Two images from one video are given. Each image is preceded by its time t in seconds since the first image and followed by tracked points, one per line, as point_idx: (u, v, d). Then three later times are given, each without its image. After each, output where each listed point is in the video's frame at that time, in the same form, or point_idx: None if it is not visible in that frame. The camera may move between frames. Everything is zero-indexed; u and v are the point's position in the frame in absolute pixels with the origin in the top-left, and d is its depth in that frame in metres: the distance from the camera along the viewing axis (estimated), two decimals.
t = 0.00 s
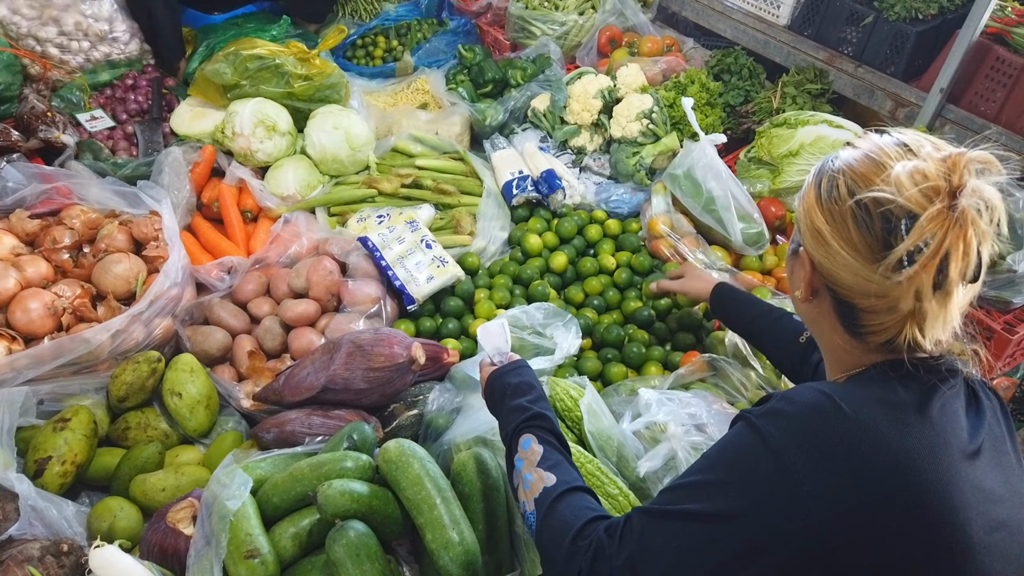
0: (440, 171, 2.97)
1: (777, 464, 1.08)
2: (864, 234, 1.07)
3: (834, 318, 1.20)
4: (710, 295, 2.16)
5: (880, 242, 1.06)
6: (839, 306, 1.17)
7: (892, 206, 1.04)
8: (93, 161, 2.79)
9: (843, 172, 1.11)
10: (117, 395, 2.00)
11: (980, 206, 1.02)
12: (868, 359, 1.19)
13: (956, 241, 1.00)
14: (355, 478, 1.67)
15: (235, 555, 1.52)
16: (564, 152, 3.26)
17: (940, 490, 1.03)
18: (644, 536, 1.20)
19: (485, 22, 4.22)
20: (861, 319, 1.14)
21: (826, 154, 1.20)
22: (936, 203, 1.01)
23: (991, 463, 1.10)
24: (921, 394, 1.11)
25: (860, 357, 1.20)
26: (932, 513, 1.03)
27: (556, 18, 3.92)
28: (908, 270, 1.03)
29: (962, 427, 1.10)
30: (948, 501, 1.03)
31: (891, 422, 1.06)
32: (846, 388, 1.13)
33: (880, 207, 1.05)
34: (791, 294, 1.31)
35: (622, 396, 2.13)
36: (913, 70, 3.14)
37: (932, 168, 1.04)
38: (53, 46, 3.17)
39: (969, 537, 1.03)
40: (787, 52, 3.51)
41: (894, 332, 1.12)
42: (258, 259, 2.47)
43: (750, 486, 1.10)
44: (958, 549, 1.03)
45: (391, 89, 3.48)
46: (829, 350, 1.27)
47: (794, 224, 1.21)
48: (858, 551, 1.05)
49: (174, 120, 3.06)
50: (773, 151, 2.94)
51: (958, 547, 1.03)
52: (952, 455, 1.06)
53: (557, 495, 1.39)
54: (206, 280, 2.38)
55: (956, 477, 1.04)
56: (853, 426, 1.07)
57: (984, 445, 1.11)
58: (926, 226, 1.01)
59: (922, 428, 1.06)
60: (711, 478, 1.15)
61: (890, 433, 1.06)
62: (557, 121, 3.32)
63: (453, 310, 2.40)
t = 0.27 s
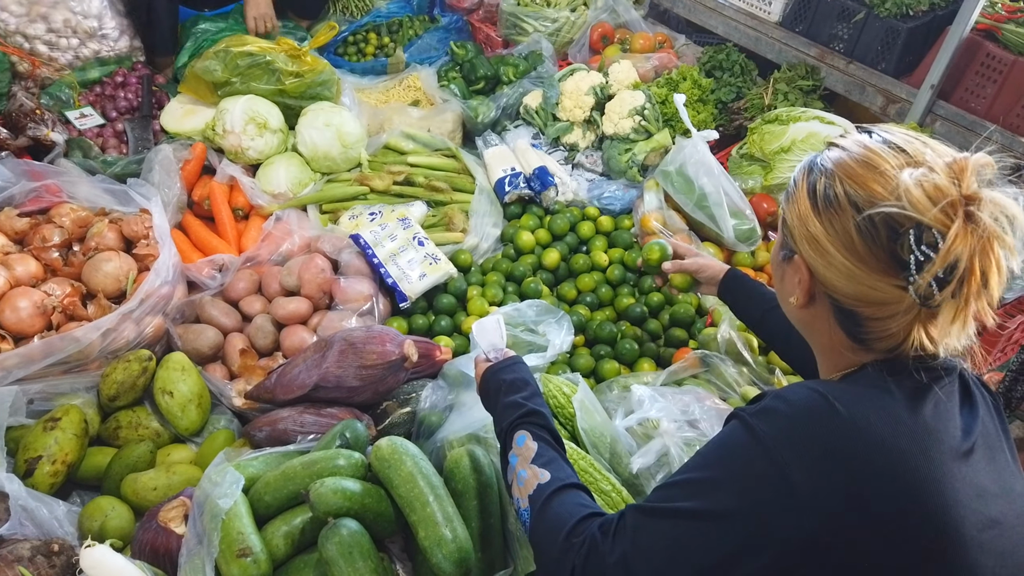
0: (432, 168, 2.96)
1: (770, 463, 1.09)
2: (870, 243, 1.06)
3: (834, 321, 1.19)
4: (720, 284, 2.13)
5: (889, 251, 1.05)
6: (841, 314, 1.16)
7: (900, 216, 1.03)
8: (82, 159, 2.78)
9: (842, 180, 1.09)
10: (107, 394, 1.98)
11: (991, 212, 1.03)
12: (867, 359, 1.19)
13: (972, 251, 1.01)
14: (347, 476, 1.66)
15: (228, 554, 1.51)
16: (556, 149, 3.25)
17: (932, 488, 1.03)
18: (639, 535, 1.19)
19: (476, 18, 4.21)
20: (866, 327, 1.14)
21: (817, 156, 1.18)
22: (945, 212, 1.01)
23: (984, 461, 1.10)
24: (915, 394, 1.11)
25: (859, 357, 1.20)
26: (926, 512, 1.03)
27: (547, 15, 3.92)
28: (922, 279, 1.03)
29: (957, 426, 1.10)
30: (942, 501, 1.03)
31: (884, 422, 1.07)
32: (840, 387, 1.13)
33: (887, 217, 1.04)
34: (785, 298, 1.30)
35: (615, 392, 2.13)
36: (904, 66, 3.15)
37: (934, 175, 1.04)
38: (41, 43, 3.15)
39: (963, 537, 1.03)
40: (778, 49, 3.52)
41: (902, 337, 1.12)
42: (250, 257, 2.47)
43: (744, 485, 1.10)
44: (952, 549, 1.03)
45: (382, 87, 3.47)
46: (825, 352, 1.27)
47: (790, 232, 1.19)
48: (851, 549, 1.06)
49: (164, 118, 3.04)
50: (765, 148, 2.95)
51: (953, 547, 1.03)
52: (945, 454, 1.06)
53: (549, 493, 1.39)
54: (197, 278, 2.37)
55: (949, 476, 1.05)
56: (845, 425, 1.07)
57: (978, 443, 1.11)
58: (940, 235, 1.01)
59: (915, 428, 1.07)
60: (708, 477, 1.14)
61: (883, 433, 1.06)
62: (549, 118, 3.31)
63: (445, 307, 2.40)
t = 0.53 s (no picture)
0: (421, 164, 2.95)
1: (757, 463, 1.08)
2: (884, 246, 1.06)
3: (834, 320, 1.19)
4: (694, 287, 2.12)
5: (903, 254, 1.05)
6: (845, 315, 1.16)
7: (918, 220, 1.03)
8: (67, 155, 2.75)
9: (854, 179, 1.07)
10: (93, 392, 1.96)
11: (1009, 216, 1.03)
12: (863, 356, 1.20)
13: (991, 256, 1.01)
14: (335, 473, 1.65)
15: (214, 553, 1.49)
16: (546, 144, 3.24)
17: (920, 489, 1.02)
18: (623, 533, 1.18)
19: (465, 13, 4.19)
20: (872, 328, 1.14)
21: (819, 151, 1.16)
22: (967, 217, 1.01)
23: (975, 460, 1.09)
24: (905, 394, 1.10)
25: (856, 356, 1.21)
26: (914, 513, 1.02)
27: (537, 9, 3.90)
28: (937, 284, 1.03)
29: (947, 426, 1.09)
30: (931, 503, 1.02)
31: (873, 423, 1.05)
32: (829, 386, 1.12)
33: (903, 220, 1.03)
34: (778, 297, 1.30)
35: (605, 387, 2.13)
36: (893, 60, 3.15)
37: (951, 176, 1.03)
38: (24, 38, 3.11)
39: (952, 539, 1.02)
40: (767, 43, 3.52)
41: (908, 337, 1.13)
42: (237, 253, 2.44)
43: (729, 483, 1.09)
44: (941, 550, 1.02)
45: (370, 81, 3.45)
46: (821, 350, 1.27)
47: (792, 229, 1.18)
48: (838, 549, 1.05)
49: (150, 113, 3.01)
50: (754, 142, 2.94)
51: (941, 548, 1.02)
52: (936, 456, 1.04)
53: (538, 487, 1.37)
54: (184, 274, 2.35)
55: (939, 478, 1.03)
56: (834, 424, 1.06)
57: (969, 443, 1.10)
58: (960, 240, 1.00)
59: (905, 429, 1.05)
60: (689, 475, 1.14)
61: (872, 434, 1.05)
62: (538, 113, 3.29)
63: (434, 303, 2.39)
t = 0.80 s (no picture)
0: (393, 149, 2.91)
1: (724, 451, 1.08)
2: (821, 207, 1.07)
3: (789, 293, 1.19)
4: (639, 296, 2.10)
5: (837, 215, 1.06)
6: (798, 283, 1.16)
7: (852, 181, 1.04)
8: (29, 144, 2.68)
9: (809, 146, 1.10)
10: (61, 386, 1.93)
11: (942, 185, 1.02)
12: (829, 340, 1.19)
13: (918, 219, 1.01)
14: (309, 463, 1.63)
15: (188, 546, 1.47)
16: (518, 128, 3.22)
17: (886, 472, 1.03)
18: (593, 521, 1.18)
19: None
20: (817, 296, 1.13)
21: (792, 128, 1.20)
22: (896, 179, 1.02)
23: (942, 443, 1.10)
24: (872, 378, 1.10)
25: (814, 333, 1.20)
26: (879, 496, 1.03)
27: None
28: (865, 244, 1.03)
29: (914, 410, 1.09)
30: (895, 486, 1.03)
31: (839, 409, 1.06)
32: (797, 371, 1.12)
33: (839, 181, 1.05)
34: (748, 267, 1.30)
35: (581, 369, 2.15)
36: (862, 43, 3.18)
37: (893, 143, 1.05)
38: None
39: (916, 520, 1.04)
40: (739, 24, 3.52)
41: (848, 307, 1.12)
42: (206, 243, 2.41)
43: (699, 466, 1.09)
44: (905, 532, 1.04)
45: (340, 66, 3.40)
46: (786, 331, 1.27)
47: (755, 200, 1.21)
48: (807, 532, 1.06)
49: (114, 101, 2.94)
50: (726, 124, 2.95)
51: (906, 530, 1.04)
52: (901, 440, 1.05)
53: (510, 474, 1.37)
54: (152, 266, 2.30)
55: (904, 461, 1.04)
56: (800, 409, 1.07)
57: (936, 425, 1.11)
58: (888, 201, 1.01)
59: (871, 414, 1.06)
60: (660, 463, 1.14)
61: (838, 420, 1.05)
62: (510, 96, 3.26)
63: (409, 290, 2.38)
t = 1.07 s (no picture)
0: (375, 139, 2.90)
1: (712, 429, 1.08)
2: (800, 179, 1.08)
3: (776, 270, 1.20)
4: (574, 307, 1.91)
5: (814, 186, 1.07)
6: (780, 256, 1.17)
7: (827, 151, 1.05)
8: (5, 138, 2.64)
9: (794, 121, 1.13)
10: (42, 382, 1.91)
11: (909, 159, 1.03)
12: (816, 322, 1.19)
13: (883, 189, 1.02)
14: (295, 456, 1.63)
15: (174, 540, 1.47)
16: (502, 116, 3.22)
17: (872, 453, 1.04)
18: (581, 491, 1.18)
19: None
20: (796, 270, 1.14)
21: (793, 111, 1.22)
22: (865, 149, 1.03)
23: (925, 424, 1.11)
24: (859, 357, 1.10)
25: (799, 312, 1.20)
26: (866, 475, 1.04)
27: None
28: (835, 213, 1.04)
29: (900, 390, 1.11)
30: (882, 465, 1.04)
31: (827, 388, 1.06)
32: (785, 350, 1.12)
33: (815, 152, 1.06)
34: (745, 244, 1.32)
35: (567, 358, 2.14)
36: (844, 26, 3.18)
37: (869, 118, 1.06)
38: None
39: (902, 499, 1.05)
40: (721, 10, 3.52)
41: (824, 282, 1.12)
42: (188, 236, 2.38)
43: (688, 448, 1.09)
44: (891, 511, 1.05)
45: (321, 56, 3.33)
46: (775, 312, 1.28)
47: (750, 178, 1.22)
48: (794, 512, 1.07)
49: (90, 92, 2.90)
50: (709, 111, 2.95)
51: (892, 509, 1.05)
52: (888, 419, 1.06)
53: (495, 448, 1.38)
54: (134, 259, 2.28)
55: (890, 440, 1.05)
56: (789, 389, 1.06)
57: (920, 407, 1.12)
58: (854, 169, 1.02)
59: (858, 393, 1.07)
60: (648, 436, 1.14)
61: (825, 399, 1.06)
62: (493, 85, 3.28)
63: (394, 280, 2.38)
